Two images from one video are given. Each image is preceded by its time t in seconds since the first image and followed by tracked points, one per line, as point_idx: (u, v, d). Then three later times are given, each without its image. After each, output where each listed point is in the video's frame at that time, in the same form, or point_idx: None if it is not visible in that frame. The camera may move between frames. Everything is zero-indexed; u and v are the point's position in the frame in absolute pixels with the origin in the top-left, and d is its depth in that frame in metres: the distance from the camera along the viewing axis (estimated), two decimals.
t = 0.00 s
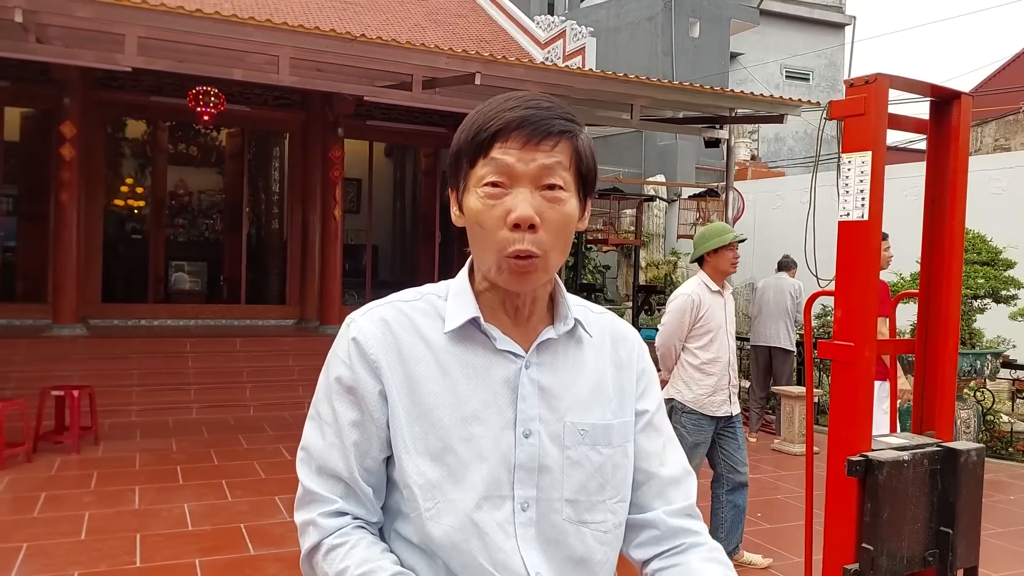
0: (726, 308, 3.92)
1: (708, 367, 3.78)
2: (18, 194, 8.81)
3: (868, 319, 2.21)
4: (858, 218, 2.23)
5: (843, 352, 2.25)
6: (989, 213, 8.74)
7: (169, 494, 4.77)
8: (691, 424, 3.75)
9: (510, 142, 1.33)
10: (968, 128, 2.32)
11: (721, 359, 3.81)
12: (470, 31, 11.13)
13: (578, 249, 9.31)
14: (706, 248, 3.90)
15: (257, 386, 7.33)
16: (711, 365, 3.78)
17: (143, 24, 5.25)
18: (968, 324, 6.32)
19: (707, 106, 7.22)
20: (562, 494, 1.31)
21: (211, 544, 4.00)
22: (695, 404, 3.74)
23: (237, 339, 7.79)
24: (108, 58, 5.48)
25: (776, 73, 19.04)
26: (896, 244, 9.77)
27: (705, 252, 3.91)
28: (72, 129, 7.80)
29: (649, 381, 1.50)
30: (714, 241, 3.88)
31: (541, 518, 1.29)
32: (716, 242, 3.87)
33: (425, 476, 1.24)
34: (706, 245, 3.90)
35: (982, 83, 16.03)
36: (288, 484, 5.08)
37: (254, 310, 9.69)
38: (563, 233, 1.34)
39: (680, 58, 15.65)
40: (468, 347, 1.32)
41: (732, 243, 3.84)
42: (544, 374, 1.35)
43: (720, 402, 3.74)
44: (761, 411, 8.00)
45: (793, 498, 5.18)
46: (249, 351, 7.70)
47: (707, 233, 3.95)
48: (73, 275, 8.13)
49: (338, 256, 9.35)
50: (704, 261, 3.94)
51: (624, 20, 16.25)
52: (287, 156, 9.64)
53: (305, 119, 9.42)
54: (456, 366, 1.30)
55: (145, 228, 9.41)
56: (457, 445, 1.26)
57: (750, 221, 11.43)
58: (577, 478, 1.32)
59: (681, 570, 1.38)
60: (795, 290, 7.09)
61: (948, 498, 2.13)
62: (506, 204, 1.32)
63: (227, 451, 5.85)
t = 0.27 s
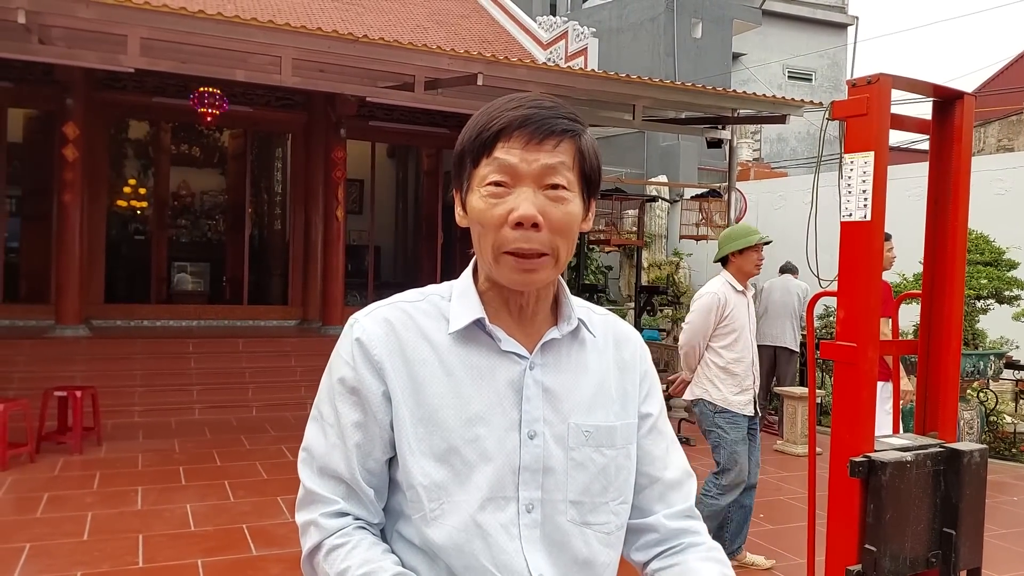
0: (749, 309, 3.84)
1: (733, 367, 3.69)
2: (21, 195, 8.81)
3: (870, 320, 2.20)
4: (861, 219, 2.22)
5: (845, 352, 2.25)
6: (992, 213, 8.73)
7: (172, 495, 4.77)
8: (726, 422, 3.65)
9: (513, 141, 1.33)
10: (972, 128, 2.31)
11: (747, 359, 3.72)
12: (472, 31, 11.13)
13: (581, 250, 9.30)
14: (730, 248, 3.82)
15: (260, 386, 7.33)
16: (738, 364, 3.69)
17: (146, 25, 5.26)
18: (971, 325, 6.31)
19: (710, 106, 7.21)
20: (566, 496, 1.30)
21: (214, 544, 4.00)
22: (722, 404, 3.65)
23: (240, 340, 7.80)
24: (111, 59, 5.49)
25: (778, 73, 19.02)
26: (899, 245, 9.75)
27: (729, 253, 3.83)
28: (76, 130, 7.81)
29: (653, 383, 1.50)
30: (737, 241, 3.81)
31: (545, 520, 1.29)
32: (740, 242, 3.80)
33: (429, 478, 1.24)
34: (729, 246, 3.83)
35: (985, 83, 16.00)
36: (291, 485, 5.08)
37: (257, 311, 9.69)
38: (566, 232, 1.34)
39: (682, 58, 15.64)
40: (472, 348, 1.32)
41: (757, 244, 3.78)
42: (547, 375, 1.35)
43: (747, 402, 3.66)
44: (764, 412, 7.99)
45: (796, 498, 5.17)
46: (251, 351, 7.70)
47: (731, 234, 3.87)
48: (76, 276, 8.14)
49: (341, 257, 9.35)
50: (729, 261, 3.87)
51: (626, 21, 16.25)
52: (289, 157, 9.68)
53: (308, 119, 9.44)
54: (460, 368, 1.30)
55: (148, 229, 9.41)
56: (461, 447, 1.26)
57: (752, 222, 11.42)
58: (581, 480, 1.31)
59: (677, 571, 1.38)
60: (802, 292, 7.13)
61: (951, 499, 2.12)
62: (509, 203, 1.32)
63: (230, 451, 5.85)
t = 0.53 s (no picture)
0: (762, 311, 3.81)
1: (753, 370, 3.63)
2: (22, 196, 8.82)
3: (870, 320, 2.20)
4: (863, 219, 2.22)
5: (847, 353, 2.25)
6: (994, 213, 8.71)
7: (173, 495, 4.78)
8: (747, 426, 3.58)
9: (516, 142, 1.33)
10: (975, 128, 2.30)
11: (764, 361, 3.67)
12: (473, 31, 11.13)
13: (582, 250, 9.29)
14: (744, 250, 3.78)
15: (261, 386, 7.34)
16: (756, 366, 3.64)
17: (148, 25, 5.26)
18: (973, 325, 6.30)
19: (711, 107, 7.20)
20: (568, 499, 1.30)
21: (214, 544, 4.00)
22: (743, 406, 3.58)
23: (241, 340, 7.80)
24: (112, 60, 5.49)
25: (780, 74, 19.01)
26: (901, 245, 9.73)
27: (743, 254, 3.79)
28: (78, 131, 7.82)
29: (653, 386, 1.50)
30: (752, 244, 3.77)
31: (546, 523, 1.29)
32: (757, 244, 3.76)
33: (431, 480, 1.24)
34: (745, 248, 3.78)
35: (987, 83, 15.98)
36: (293, 485, 5.08)
37: (258, 311, 9.70)
38: (569, 233, 1.34)
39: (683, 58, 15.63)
40: (474, 350, 1.32)
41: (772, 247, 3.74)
42: (549, 378, 1.35)
43: (765, 404, 3.61)
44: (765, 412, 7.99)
45: (797, 499, 5.17)
46: (253, 352, 7.71)
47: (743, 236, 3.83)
48: (78, 276, 8.14)
49: (342, 257, 9.34)
50: (742, 263, 3.83)
51: (627, 21, 16.26)
52: (291, 157, 9.69)
53: (309, 120, 9.44)
54: (461, 370, 1.30)
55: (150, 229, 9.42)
56: (463, 449, 1.26)
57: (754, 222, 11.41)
58: (582, 483, 1.31)
59: None
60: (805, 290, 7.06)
61: (954, 501, 2.12)
62: (512, 204, 1.31)
63: (231, 451, 5.85)
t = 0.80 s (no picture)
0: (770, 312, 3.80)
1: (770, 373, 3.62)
2: (24, 196, 8.84)
3: (872, 320, 2.20)
4: (864, 220, 2.22)
5: (848, 353, 2.25)
6: (996, 213, 8.71)
7: (174, 495, 4.78)
8: (766, 429, 3.57)
9: (518, 143, 1.33)
10: (977, 128, 2.30)
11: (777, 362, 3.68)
12: (474, 31, 11.12)
13: (584, 250, 9.29)
14: (753, 250, 3.77)
15: (262, 386, 7.34)
16: (772, 368, 3.64)
17: (149, 25, 5.26)
18: (975, 325, 6.29)
19: (712, 107, 7.20)
20: (568, 498, 1.30)
21: (216, 544, 4.00)
22: (763, 409, 3.56)
23: (243, 340, 7.80)
24: (114, 60, 5.49)
25: (781, 73, 19.00)
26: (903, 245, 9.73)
27: (752, 254, 3.78)
28: (79, 131, 7.82)
29: (654, 387, 1.49)
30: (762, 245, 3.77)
31: (547, 522, 1.29)
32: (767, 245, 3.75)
33: (432, 480, 1.24)
34: (756, 249, 3.77)
35: (988, 82, 15.97)
36: (294, 485, 5.08)
37: (260, 311, 9.71)
38: (571, 234, 1.34)
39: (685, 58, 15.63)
40: (476, 351, 1.32)
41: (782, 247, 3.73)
42: (550, 378, 1.34)
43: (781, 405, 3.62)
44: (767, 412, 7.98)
45: (798, 499, 5.17)
46: (254, 352, 7.71)
47: (751, 236, 3.82)
48: (79, 275, 8.15)
49: (343, 257, 9.33)
50: (751, 263, 3.82)
51: (629, 21, 16.26)
52: (292, 157, 9.67)
53: (311, 120, 9.45)
54: (463, 369, 1.29)
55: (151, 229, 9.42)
56: (464, 449, 1.26)
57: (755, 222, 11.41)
58: (583, 483, 1.31)
59: None
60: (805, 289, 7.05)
61: (955, 501, 2.11)
62: (513, 205, 1.31)
63: (233, 451, 5.86)
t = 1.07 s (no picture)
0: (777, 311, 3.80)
1: (782, 373, 3.62)
2: (25, 197, 8.85)
3: (872, 320, 2.20)
4: (865, 219, 2.22)
5: (849, 353, 2.25)
6: (997, 213, 8.70)
7: (175, 495, 4.78)
8: (777, 430, 3.56)
9: (517, 144, 1.33)
10: (977, 129, 2.30)
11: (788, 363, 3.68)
12: (475, 31, 11.12)
13: (584, 250, 9.29)
14: (759, 249, 3.77)
15: (263, 386, 7.34)
16: (784, 368, 3.64)
17: (150, 25, 5.25)
18: (976, 325, 6.29)
19: (713, 107, 7.19)
20: (568, 499, 1.30)
21: (217, 544, 4.00)
22: (775, 409, 3.56)
23: (243, 340, 7.79)
24: (114, 60, 5.49)
25: (782, 73, 18.99)
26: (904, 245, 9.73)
27: (758, 254, 3.78)
28: (80, 131, 7.82)
29: (654, 387, 1.49)
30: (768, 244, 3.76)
31: (547, 522, 1.29)
32: (773, 244, 3.75)
33: (432, 480, 1.24)
34: (763, 249, 3.76)
35: (989, 82, 15.96)
36: (295, 485, 5.08)
37: (261, 310, 9.72)
38: (570, 235, 1.34)
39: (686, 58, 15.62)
40: (475, 351, 1.32)
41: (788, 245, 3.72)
42: (550, 379, 1.35)
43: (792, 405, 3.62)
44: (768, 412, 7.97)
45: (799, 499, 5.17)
46: (255, 352, 7.71)
47: (756, 235, 3.82)
48: (80, 275, 8.15)
49: (344, 257, 9.34)
50: (757, 263, 3.82)
51: (630, 21, 16.27)
52: (293, 157, 9.65)
53: (311, 120, 9.44)
54: (462, 369, 1.30)
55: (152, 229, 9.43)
56: (464, 449, 1.26)
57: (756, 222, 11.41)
58: (583, 483, 1.31)
59: None
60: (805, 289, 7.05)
61: (956, 501, 2.11)
62: (513, 206, 1.31)
63: (233, 451, 5.86)
